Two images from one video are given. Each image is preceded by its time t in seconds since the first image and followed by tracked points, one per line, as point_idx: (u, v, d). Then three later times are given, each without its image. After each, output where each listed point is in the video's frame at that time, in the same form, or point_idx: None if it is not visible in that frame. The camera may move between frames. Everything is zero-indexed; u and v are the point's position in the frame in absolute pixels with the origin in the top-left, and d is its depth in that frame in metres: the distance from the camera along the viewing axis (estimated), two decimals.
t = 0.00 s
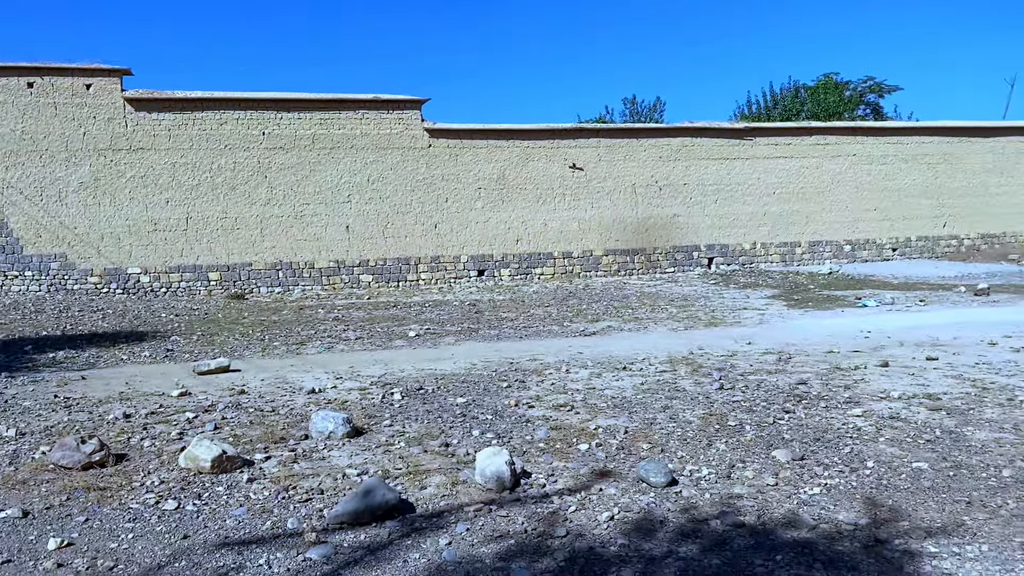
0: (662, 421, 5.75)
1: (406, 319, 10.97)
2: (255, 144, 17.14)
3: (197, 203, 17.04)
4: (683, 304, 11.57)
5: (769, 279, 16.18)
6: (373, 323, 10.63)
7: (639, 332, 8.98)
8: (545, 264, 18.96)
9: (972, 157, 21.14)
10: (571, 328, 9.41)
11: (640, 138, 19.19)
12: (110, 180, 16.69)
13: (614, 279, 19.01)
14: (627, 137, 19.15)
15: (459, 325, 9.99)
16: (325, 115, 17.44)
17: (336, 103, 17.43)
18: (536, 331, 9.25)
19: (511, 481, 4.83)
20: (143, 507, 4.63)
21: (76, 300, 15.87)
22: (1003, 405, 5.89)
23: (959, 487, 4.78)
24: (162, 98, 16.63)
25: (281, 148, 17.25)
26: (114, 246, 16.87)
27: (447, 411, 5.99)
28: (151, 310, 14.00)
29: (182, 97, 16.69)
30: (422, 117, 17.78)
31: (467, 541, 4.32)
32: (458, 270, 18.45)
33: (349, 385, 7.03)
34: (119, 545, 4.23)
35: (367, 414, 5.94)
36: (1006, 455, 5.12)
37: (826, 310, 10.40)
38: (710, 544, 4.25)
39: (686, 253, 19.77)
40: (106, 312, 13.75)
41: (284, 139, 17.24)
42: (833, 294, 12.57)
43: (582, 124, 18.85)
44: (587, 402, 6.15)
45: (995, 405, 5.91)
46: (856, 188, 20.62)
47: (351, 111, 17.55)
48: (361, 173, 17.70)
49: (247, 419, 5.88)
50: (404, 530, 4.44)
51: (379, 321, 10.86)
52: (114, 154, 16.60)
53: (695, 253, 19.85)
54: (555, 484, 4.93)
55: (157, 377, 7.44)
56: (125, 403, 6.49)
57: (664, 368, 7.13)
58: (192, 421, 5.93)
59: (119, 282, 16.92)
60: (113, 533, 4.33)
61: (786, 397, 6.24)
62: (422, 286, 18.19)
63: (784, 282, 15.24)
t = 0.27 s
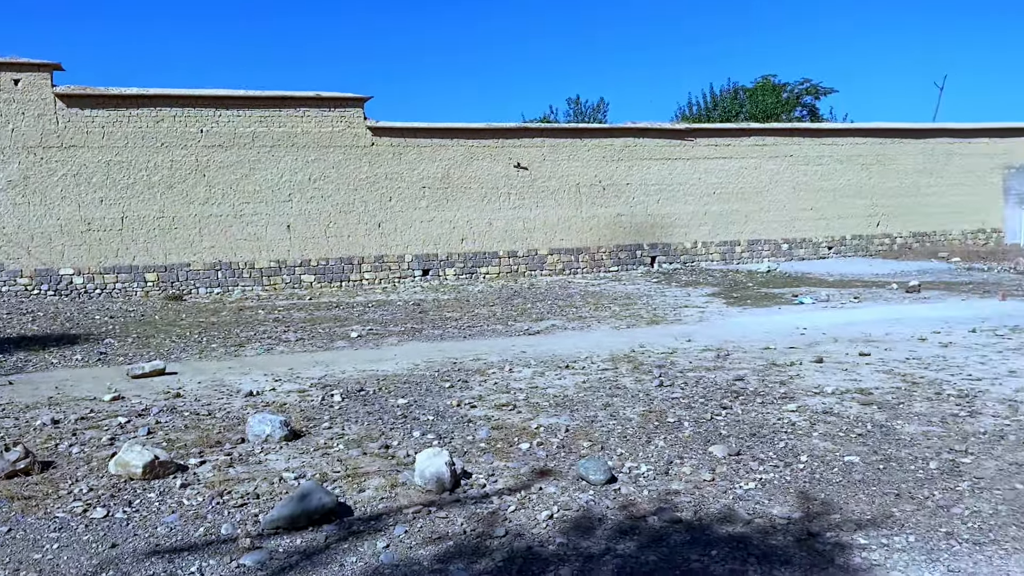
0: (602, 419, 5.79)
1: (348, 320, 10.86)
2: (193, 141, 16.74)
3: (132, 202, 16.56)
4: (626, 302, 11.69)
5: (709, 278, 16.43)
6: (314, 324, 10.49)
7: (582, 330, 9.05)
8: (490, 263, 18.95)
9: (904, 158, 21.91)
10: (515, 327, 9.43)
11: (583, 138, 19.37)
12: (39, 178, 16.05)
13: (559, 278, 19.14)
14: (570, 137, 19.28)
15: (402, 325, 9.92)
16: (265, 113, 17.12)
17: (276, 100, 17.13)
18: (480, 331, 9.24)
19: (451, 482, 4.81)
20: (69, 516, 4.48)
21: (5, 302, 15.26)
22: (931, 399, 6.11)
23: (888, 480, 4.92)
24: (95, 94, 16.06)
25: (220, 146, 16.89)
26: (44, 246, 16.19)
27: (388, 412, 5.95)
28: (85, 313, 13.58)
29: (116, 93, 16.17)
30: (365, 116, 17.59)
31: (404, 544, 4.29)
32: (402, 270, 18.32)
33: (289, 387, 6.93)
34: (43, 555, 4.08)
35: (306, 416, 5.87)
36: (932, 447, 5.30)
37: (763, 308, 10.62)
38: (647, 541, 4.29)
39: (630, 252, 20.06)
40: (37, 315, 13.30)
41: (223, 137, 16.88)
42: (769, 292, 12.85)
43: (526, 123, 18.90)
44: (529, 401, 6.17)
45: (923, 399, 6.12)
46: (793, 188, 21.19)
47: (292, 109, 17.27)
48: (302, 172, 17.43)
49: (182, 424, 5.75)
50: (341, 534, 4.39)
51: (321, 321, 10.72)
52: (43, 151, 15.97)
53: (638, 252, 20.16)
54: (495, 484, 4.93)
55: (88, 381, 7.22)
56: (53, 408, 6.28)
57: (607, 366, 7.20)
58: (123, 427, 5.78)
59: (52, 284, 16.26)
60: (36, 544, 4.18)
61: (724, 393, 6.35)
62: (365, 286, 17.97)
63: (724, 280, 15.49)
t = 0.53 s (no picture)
0: (544, 418, 5.82)
1: (289, 321, 10.69)
2: (129, 139, 16.26)
3: (66, 201, 15.94)
4: (570, 301, 11.77)
5: (653, 276, 16.61)
6: (254, 326, 10.31)
7: (526, 329, 9.08)
8: (435, 263, 18.92)
9: (838, 159, 22.55)
10: (460, 326, 9.41)
11: (529, 138, 19.47)
12: None
13: (505, 277, 19.19)
14: (515, 137, 19.34)
15: (344, 326, 9.81)
16: (203, 110, 16.74)
17: (216, 97, 16.77)
18: (424, 331, 9.19)
19: (390, 484, 4.78)
20: None
21: None
22: (864, 394, 6.28)
23: (822, 474, 5.03)
24: (26, 89, 15.39)
25: (158, 144, 16.46)
26: None
27: (328, 414, 5.89)
28: (15, 315, 13.09)
29: (48, 88, 15.55)
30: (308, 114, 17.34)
31: (341, 548, 4.22)
32: (345, 269, 18.13)
33: (226, 390, 6.80)
34: None
35: (243, 419, 5.77)
36: (864, 441, 5.43)
37: (704, 306, 10.78)
38: (586, 539, 4.31)
39: (574, 251, 20.25)
40: None
41: (160, 135, 16.45)
42: (711, 290, 13.04)
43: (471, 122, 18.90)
44: (471, 401, 6.17)
45: (856, 394, 6.29)
46: (733, 188, 21.64)
47: (232, 106, 16.93)
48: (243, 170, 17.11)
49: (113, 429, 5.61)
50: (277, 538, 4.31)
51: (262, 323, 10.53)
52: None
53: (583, 251, 20.37)
54: (435, 485, 4.91)
55: (14, 386, 6.97)
56: None
57: (550, 365, 7.24)
58: (51, 433, 5.60)
59: None
60: None
61: (665, 390, 6.43)
62: (308, 286, 17.72)
63: (667, 279, 15.66)
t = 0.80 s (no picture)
0: (488, 418, 5.82)
1: (231, 322, 10.51)
2: (64, 136, 15.78)
3: None
4: (517, 300, 11.79)
5: (599, 275, 16.70)
6: (194, 327, 10.11)
7: (471, 329, 9.05)
8: (381, 262, 18.76)
9: (778, 160, 23.03)
10: (405, 326, 9.35)
11: (475, 137, 19.46)
12: None
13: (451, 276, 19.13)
14: (462, 136, 19.32)
15: (287, 327, 9.68)
16: (140, 107, 16.35)
17: (154, 94, 16.40)
18: (369, 331, 9.11)
19: (328, 488, 4.73)
20: None
21: None
22: (801, 390, 6.41)
23: (759, 469, 5.10)
24: None
25: (93, 142, 16.01)
26: None
27: (267, 417, 5.81)
28: None
29: None
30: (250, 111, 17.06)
31: (277, 553, 4.14)
32: (289, 269, 17.87)
33: (163, 393, 6.66)
34: None
35: (179, 423, 5.66)
36: (801, 437, 5.53)
37: (649, 304, 10.89)
38: (526, 539, 4.30)
39: (522, 251, 20.33)
40: None
41: (96, 132, 16.01)
42: (657, 288, 13.18)
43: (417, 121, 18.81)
44: (414, 402, 6.14)
45: (794, 390, 6.41)
46: (678, 188, 21.95)
47: (170, 103, 16.58)
48: (182, 168, 16.76)
49: (42, 435, 5.45)
50: (211, 545, 4.21)
51: (202, 324, 10.33)
52: None
53: (531, 250, 20.44)
54: (376, 487, 4.87)
55: None
56: None
57: (494, 365, 7.24)
58: None
59: None
60: None
61: (608, 388, 6.48)
62: (250, 286, 17.44)
63: (613, 278, 15.76)
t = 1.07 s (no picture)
0: (431, 419, 5.80)
1: (170, 324, 10.30)
2: None
3: None
4: (464, 300, 11.77)
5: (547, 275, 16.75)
6: (132, 329, 9.89)
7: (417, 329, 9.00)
8: (327, 262, 18.54)
9: (722, 160, 23.39)
10: (350, 327, 9.28)
11: (422, 136, 19.37)
12: None
13: (399, 276, 19.01)
14: (409, 134, 19.22)
15: (228, 329, 9.53)
16: (76, 103, 15.87)
17: (91, 90, 15.94)
18: (312, 332, 9.02)
19: (266, 493, 4.65)
20: None
21: None
22: (742, 386, 6.51)
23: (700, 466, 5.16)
24: None
25: (26, 138, 15.48)
26: None
27: (205, 421, 5.72)
28: None
29: None
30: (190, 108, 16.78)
31: (212, 560, 4.04)
32: (232, 270, 17.57)
33: (98, 397, 6.49)
34: None
35: (113, 429, 5.53)
36: (741, 433, 5.61)
37: (597, 303, 10.95)
38: (467, 540, 4.27)
39: (470, 250, 20.32)
40: None
41: (29, 129, 15.49)
42: (604, 287, 13.29)
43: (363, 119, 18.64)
44: (357, 404, 6.10)
45: (735, 386, 6.51)
46: (625, 188, 22.15)
47: (108, 99, 16.14)
48: (121, 166, 16.34)
49: None
50: (142, 553, 4.09)
51: (140, 327, 10.11)
52: None
53: (479, 249, 20.43)
54: (316, 491, 4.81)
55: None
56: None
57: (439, 366, 7.23)
58: None
59: None
60: None
61: (553, 387, 6.50)
62: (192, 287, 17.11)
63: (562, 277, 15.80)
